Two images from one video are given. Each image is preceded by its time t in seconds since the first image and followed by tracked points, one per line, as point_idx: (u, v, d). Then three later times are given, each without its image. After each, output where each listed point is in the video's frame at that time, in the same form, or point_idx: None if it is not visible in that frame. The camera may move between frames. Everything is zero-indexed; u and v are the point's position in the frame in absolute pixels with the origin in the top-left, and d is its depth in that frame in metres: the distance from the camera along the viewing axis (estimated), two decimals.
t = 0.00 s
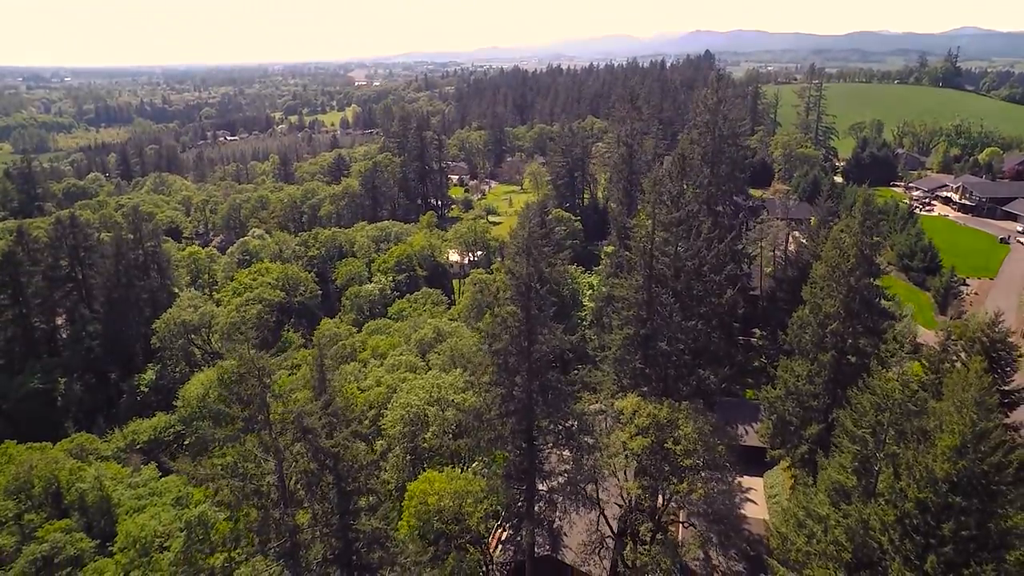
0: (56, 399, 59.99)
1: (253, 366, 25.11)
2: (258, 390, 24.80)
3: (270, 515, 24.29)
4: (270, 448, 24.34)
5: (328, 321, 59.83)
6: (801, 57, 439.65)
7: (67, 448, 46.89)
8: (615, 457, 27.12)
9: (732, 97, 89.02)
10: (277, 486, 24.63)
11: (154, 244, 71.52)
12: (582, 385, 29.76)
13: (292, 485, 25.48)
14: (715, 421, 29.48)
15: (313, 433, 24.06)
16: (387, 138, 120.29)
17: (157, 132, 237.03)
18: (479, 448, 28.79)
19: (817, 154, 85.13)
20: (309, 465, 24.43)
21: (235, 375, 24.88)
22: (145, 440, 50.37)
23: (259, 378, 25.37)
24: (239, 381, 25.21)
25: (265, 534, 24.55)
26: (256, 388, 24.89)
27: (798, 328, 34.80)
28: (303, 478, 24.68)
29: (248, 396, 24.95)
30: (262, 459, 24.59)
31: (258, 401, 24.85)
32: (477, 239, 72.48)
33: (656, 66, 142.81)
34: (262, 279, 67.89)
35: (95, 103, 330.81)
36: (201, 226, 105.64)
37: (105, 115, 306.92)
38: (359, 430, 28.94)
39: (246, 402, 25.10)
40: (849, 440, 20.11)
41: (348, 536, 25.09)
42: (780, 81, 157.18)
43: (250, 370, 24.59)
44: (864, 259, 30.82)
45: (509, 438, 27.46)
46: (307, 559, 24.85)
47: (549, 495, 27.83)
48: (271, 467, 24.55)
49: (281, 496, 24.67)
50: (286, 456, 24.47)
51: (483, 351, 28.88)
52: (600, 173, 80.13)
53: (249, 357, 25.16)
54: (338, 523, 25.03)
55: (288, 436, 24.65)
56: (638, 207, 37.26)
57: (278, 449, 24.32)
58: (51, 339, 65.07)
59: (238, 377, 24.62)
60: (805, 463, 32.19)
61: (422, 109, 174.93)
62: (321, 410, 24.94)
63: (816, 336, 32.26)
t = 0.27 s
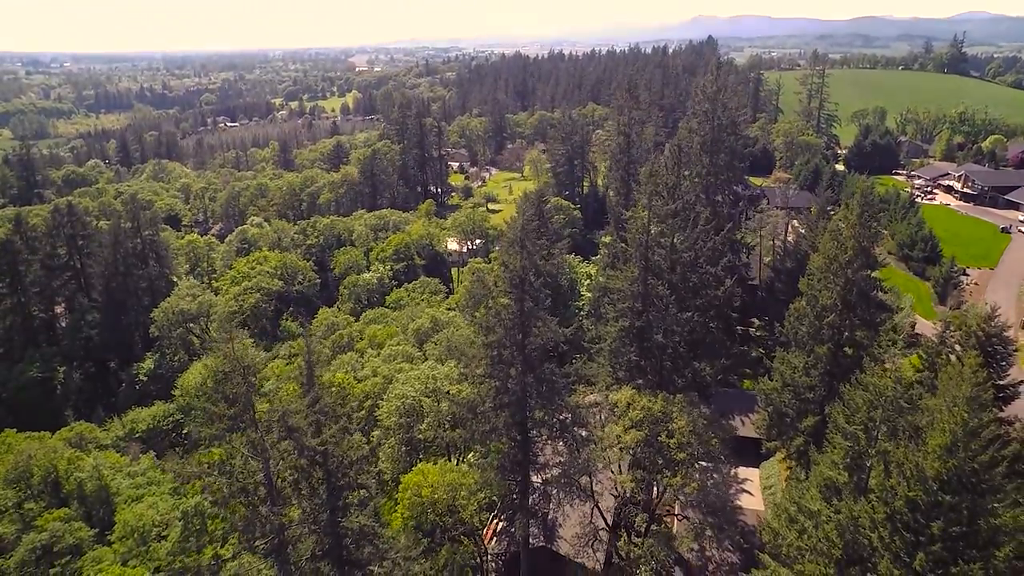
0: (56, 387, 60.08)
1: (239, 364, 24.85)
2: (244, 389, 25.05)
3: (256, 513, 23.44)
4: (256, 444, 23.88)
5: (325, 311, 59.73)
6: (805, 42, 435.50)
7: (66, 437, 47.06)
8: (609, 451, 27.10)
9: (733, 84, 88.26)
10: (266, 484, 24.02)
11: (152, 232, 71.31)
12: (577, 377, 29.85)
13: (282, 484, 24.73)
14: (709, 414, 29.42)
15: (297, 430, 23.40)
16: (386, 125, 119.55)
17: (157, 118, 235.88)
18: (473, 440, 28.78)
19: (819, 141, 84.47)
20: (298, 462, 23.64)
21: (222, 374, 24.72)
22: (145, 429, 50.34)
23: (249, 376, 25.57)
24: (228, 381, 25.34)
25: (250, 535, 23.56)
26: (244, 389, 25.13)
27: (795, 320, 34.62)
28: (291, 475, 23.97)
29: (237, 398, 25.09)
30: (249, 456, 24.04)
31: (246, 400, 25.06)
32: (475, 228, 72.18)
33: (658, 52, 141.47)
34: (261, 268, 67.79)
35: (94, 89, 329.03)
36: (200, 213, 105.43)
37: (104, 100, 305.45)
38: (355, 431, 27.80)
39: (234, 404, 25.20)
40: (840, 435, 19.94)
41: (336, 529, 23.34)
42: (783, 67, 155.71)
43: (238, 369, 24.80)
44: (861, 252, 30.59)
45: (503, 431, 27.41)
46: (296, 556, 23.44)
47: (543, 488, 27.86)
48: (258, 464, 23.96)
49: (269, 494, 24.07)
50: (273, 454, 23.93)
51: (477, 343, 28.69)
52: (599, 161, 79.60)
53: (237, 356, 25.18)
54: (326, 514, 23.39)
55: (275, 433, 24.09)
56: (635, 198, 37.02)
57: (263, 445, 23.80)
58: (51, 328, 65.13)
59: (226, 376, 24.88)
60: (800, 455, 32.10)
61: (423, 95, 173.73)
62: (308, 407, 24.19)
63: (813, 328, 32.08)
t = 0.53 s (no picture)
0: (55, 376, 60.15)
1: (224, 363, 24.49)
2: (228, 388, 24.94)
3: (243, 510, 23.16)
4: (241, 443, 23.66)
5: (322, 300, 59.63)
6: (809, 28, 431.10)
7: (65, 427, 47.26)
8: (603, 444, 27.08)
9: (734, 71, 87.44)
10: (253, 482, 23.78)
11: (150, 221, 71.04)
12: (571, 369, 29.80)
13: (269, 481, 24.52)
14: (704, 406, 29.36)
15: (283, 430, 23.17)
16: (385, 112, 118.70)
17: (157, 105, 234.60)
18: (467, 433, 28.78)
19: (820, 130, 83.83)
20: (285, 459, 23.48)
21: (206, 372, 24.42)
22: (143, 419, 50.42)
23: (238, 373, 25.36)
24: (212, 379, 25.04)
25: (236, 535, 23.41)
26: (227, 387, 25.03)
27: (791, 311, 34.44)
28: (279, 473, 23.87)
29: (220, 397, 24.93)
30: (233, 455, 23.79)
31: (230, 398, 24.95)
32: (473, 217, 71.81)
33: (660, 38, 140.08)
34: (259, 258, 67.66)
35: (93, 75, 327.03)
36: (199, 202, 105.11)
37: (103, 87, 303.67)
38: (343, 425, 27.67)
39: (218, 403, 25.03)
40: (831, 431, 19.82)
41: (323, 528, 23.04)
42: (786, 54, 154.25)
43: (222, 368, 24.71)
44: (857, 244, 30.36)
45: (497, 423, 27.41)
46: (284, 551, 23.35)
47: (537, 480, 27.87)
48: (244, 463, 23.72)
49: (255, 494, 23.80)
50: (259, 452, 23.69)
51: (470, 335, 28.54)
52: (599, 150, 79.04)
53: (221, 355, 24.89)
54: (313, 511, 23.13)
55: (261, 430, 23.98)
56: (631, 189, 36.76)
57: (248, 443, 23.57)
58: (49, 318, 65.15)
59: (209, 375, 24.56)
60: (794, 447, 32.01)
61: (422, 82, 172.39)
62: (293, 405, 23.65)
63: (809, 320, 31.91)
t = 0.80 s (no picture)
0: (55, 365, 60.23)
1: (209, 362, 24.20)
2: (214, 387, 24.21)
3: (232, 506, 22.91)
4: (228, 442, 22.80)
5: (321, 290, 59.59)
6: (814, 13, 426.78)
7: (65, 416, 47.48)
8: (595, 436, 27.27)
9: (736, 58, 86.58)
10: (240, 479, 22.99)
11: (148, 210, 70.79)
12: (566, 361, 29.73)
13: (258, 479, 23.69)
14: (697, 400, 29.29)
15: (268, 429, 21.79)
16: (385, 99, 117.89)
17: (156, 91, 233.25)
18: (460, 425, 28.79)
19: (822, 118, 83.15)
20: (274, 455, 22.03)
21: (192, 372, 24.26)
22: (141, 409, 50.46)
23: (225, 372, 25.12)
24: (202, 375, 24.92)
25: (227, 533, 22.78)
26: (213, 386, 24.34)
27: (788, 304, 34.22)
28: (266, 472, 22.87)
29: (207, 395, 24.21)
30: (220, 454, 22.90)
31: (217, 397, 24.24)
32: (472, 206, 71.40)
33: (662, 24, 138.65)
34: (257, 247, 67.48)
35: (93, 61, 325.22)
36: (198, 190, 104.76)
37: (103, 73, 302.14)
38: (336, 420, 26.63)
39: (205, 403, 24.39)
40: (824, 427, 19.64)
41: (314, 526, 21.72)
42: (790, 40, 152.69)
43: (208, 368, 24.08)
44: (854, 236, 30.17)
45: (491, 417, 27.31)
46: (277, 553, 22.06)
47: (530, 473, 27.86)
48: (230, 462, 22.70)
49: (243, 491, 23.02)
50: (246, 451, 22.65)
51: (464, 328, 28.41)
52: (599, 137, 78.45)
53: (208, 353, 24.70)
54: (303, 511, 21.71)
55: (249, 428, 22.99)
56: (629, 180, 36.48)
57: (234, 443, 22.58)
58: (48, 307, 65.26)
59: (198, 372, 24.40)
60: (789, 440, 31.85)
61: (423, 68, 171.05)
62: (280, 405, 22.24)
63: (805, 313, 31.67)
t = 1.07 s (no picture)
0: (55, 354, 60.42)
1: (197, 360, 24.20)
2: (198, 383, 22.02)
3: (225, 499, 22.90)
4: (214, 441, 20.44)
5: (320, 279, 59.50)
6: None
7: (64, 406, 47.70)
8: (589, 429, 27.28)
9: (738, 45, 85.78)
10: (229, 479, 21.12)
11: (147, 199, 70.67)
12: (560, 354, 29.69)
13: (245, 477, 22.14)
14: (692, 393, 29.25)
15: (254, 429, 19.84)
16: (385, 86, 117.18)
17: (157, 78, 232.12)
18: (454, 417, 28.77)
19: (825, 106, 82.42)
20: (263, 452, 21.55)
21: (180, 369, 24.30)
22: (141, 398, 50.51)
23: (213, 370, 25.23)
24: (194, 369, 24.88)
25: (210, 535, 20.40)
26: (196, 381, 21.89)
27: (785, 296, 34.07)
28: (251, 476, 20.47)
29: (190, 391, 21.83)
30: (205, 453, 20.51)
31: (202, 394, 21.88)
32: (471, 195, 71.05)
33: (665, 10, 137.23)
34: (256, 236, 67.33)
35: (93, 47, 323.59)
36: (198, 178, 104.53)
37: (103, 59, 300.65)
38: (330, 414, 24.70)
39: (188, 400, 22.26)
40: (816, 423, 19.57)
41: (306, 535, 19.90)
42: (794, 26, 151.19)
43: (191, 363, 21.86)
44: (851, 228, 29.98)
45: (485, 410, 27.30)
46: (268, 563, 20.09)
47: (524, 466, 27.91)
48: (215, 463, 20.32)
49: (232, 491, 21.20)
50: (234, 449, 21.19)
51: (458, 321, 28.28)
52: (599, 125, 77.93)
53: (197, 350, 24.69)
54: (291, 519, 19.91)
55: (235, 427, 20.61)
56: (626, 171, 36.23)
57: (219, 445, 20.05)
58: (48, 296, 65.34)
59: (190, 365, 24.36)
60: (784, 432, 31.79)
61: (424, 54, 169.78)
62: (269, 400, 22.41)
63: (802, 306, 31.48)
